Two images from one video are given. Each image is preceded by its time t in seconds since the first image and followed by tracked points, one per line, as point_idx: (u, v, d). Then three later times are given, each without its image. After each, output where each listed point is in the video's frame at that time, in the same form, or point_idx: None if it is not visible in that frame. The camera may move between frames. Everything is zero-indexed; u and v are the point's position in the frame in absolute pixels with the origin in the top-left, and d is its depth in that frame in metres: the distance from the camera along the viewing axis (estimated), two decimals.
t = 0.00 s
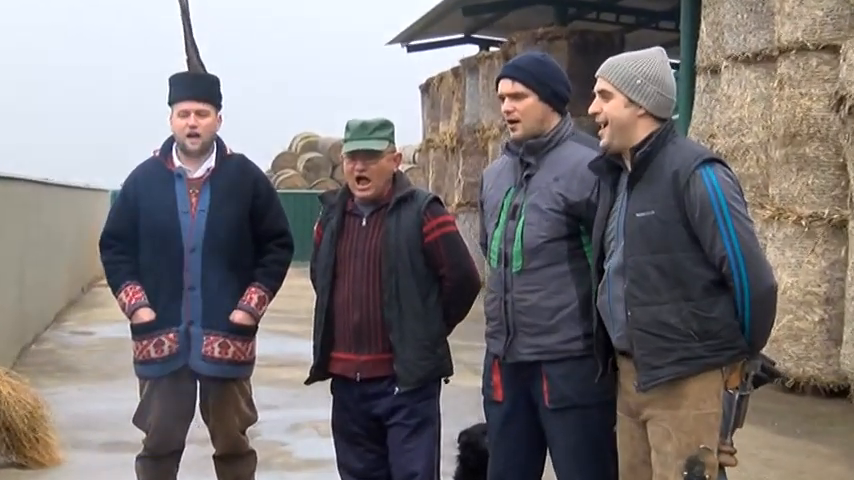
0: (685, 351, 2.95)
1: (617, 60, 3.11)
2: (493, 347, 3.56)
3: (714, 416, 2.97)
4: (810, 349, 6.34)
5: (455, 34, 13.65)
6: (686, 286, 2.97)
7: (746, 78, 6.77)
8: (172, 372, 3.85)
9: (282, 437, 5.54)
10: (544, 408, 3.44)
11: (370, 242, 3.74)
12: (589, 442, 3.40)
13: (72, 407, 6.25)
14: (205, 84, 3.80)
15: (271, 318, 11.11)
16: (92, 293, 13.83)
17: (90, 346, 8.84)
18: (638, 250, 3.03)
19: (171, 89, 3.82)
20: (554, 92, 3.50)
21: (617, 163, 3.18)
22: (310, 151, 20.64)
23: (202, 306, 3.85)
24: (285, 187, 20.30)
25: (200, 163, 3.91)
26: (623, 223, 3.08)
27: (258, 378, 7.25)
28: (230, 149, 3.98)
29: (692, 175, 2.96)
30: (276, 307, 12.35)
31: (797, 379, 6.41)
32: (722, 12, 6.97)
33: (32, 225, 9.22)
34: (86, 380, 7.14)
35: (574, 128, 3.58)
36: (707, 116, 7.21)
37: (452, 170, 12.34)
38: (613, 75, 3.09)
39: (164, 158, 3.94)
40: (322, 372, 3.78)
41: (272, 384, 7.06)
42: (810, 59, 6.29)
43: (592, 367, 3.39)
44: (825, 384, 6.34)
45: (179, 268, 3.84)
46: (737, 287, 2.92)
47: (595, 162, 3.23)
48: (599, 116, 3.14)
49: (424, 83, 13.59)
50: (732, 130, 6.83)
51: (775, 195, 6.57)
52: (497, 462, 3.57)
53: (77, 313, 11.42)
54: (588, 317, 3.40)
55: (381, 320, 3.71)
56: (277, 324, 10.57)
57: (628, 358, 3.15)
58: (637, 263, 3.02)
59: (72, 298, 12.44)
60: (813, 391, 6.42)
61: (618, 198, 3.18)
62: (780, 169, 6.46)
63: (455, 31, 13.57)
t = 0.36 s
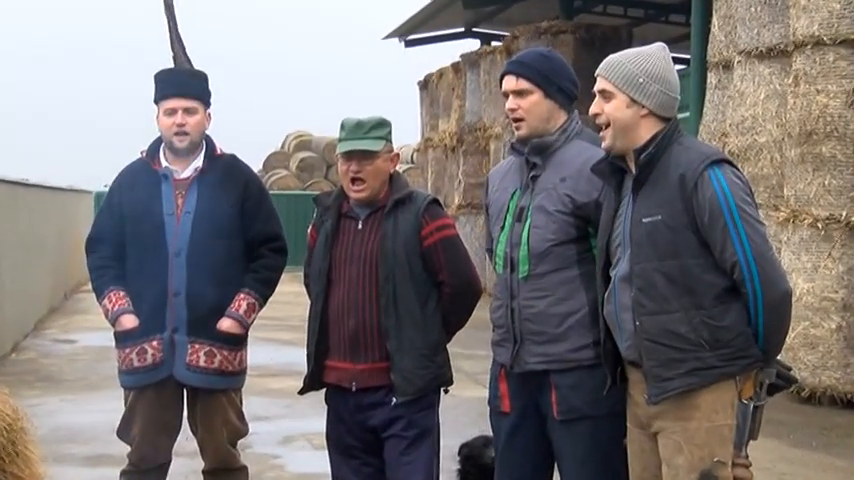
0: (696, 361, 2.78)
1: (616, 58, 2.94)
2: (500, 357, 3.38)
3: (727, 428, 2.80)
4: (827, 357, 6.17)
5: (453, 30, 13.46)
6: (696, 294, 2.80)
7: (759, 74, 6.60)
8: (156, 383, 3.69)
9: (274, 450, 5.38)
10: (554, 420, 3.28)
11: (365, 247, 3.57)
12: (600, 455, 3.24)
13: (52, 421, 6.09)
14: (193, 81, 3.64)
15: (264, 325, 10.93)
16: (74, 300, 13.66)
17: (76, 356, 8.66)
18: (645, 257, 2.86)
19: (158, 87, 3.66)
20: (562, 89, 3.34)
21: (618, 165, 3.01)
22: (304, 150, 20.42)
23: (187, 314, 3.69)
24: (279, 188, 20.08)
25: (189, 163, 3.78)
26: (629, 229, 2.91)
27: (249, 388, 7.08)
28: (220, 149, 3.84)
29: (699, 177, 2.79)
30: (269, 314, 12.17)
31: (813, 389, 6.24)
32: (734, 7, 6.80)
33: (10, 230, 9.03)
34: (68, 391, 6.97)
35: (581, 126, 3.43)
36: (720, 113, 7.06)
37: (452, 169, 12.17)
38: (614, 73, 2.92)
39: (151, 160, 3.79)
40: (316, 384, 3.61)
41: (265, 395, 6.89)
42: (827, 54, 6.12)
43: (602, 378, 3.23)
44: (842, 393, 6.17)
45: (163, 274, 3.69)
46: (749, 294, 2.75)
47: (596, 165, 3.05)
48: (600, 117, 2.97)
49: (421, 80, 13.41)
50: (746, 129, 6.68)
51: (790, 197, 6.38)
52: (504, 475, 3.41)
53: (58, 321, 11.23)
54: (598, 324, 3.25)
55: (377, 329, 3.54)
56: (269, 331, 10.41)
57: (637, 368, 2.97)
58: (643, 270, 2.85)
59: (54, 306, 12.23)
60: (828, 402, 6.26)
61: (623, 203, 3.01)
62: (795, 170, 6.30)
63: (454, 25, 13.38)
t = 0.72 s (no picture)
0: (690, 362, 2.77)
1: (617, 59, 2.93)
2: (492, 358, 3.39)
3: (719, 430, 2.79)
4: (825, 361, 6.17)
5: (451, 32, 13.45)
6: (690, 296, 2.79)
7: (756, 76, 6.59)
8: (152, 386, 3.68)
9: (271, 454, 5.37)
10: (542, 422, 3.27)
11: (363, 249, 3.56)
12: (593, 459, 3.23)
13: (48, 424, 6.08)
14: (193, 85, 3.65)
15: (261, 328, 10.91)
16: (69, 303, 13.64)
17: (71, 359, 8.63)
18: (639, 258, 2.84)
19: (158, 90, 3.67)
20: (563, 92, 3.33)
21: (617, 166, 3.00)
22: (300, 153, 20.39)
23: (183, 317, 3.68)
24: (275, 190, 20.05)
25: (187, 165, 3.76)
26: (625, 231, 2.90)
27: (245, 391, 7.07)
28: (220, 152, 3.82)
29: (694, 178, 2.79)
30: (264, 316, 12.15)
31: (810, 392, 6.24)
32: (732, 8, 6.79)
33: (5, 234, 9.02)
34: (63, 395, 6.96)
35: (582, 130, 3.42)
36: (717, 116, 7.04)
37: (449, 171, 12.15)
38: (613, 74, 2.91)
39: (148, 163, 3.78)
40: (312, 386, 3.60)
41: (262, 398, 6.88)
42: (825, 56, 6.12)
43: (591, 381, 3.21)
44: (841, 397, 6.16)
45: (160, 276, 3.68)
46: (744, 297, 2.74)
47: (595, 166, 3.05)
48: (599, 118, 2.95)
49: (418, 82, 13.40)
50: (743, 130, 6.67)
51: (788, 199, 6.38)
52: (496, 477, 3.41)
53: (53, 324, 11.21)
54: (587, 329, 3.23)
55: (374, 331, 3.53)
56: (266, 335, 10.39)
57: (632, 369, 2.96)
58: (638, 271, 2.84)
59: (49, 308, 12.21)
60: (826, 405, 6.24)
61: (621, 204, 2.98)
62: (793, 172, 6.29)
63: (451, 27, 13.37)
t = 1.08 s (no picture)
0: (685, 363, 2.77)
1: (610, 63, 2.94)
2: (484, 357, 3.40)
3: (714, 431, 2.78)
4: (822, 362, 6.17)
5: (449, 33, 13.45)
6: (685, 297, 2.79)
7: (753, 77, 6.60)
8: (150, 387, 3.68)
9: (268, 454, 5.38)
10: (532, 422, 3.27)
11: (360, 251, 3.56)
12: (585, 460, 3.23)
13: (45, 425, 6.08)
14: (196, 86, 3.64)
15: (258, 329, 10.91)
16: (66, 304, 13.64)
17: (69, 360, 8.64)
18: (635, 259, 2.85)
19: (160, 90, 3.66)
20: (559, 96, 3.33)
21: (615, 168, 3.00)
22: (298, 154, 20.40)
23: (182, 318, 3.68)
24: (273, 191, 20.06)
25: (185, 167, 3.77)
26: (621, 233, 2.90)
27: (242, 392, 7.07)
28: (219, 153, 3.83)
29: (689, 180, 2.79)
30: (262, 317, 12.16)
31: (806, 393, 6.24)
32: (728, 10, 6.80)
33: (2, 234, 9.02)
34: (60, 395, 6.97)
35: (580, 133, 3.42)
36: (714, 116, 7.03)
37: (447, 172, 12.16)
38: (605, 77, 2.92)
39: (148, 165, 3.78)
40: (310, 387, 3.61)
41: (258, 399, 6.88)
42: (822, 57, 6.12)
43: (581, 383, 3.22)
44: (838, 398, 6.16)
45: (159, 278, 3.68)
46: (740, 298, 2.74)
47: (592, 168, 3.05)
48: (593, 122, 2.97)
49: (415, 83, 13.40)
50: (740, 131, 6.68)
51: (785, 200, 6.38)
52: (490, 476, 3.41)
53: (50, 324, 11.21)
54: (577, 333, 3.23)
55: (371, 332, 3.53)
56: (263, 335, 10.39)
57: (628, 370, 2.96)
58: (634, 272, 2.84)
59: (46, 309, 12.22)
60: (823, 406, 6.25)
61: (617, 205, 2.98)
62: (790, 174, 6.30)
63: (448, 28, 13.38)
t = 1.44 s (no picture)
0: (684, 364, 2.77)
1: (606, 64, 2.95)
2: (479, 356, 3.40)
3: (714, 431, 2.78)
4: (821, 362, 6.17)
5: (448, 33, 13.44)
6: (683, 298, 2.79)
7: (752, 77, 6.60)
8: (152, 387, 3.69)
9: (267, 454, 5.38)
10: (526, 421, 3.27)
11: (359, 251, 3.56)
12: (580, 460, 3.24)
13: (45, 424, 6.09)
14: (194, 86, 3.65)
15: (257, 329, 10.91)
16: (65, 304, 13.64)
17: (67, 360, 8.64)
18: (634, 260, 2.85)
19: (158, 90, 3.66)
20: (559, 96, 3.33)
21: (612, 169, 3.00)
22: (297, 154, 20.40)
23: (183, 318, 3.68)
24: (272, 191, 20.06)
25: (184, 166, 3.77)
26: (619, 234, 2.90)
27: (241, 392, 7.07)
28: (217, 152, 3.84)
29: (686, 180, 2.79)
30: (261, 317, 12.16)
31: (805, 393, 6.24)
32: (727, 10, 6.80)
33: (2, 235, 9.02)
34: (59, 395, 6.97)
35: (580, 134, 3.42)
36: (713, 116, 7.03)
37: (446, 171, 12.15)
38: (601, 78, 2.93)
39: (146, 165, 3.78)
40: (311, 388, 3.61)
41: (257, 399, 6.89)
42: (821, 57, 6.12)
43: (576, 383, 3.23)
44: (837, 398, 6.17)
45: (160, 277, 3.68)
46: (739, 298, 2.74)
47: (590, 169, 3.06)
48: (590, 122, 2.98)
49: (414, 83, 13.40)
50: (739, 131, 6.68)
51: (784, 200, 6.38)
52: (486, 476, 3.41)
53: (50, 324, 11.21)
54: (572, 334, 3.23)
55: (371, 332, 3.53)
56: (262, 335, 10.39)
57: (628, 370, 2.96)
58: (633, 273, 2.84)
59: (45, 309, 12.20)
60: (822, 405, 6.26)
61: (616, 205, 2.99)
62: (789, 174, 6.29)
63: (447, 28, 13.38)
